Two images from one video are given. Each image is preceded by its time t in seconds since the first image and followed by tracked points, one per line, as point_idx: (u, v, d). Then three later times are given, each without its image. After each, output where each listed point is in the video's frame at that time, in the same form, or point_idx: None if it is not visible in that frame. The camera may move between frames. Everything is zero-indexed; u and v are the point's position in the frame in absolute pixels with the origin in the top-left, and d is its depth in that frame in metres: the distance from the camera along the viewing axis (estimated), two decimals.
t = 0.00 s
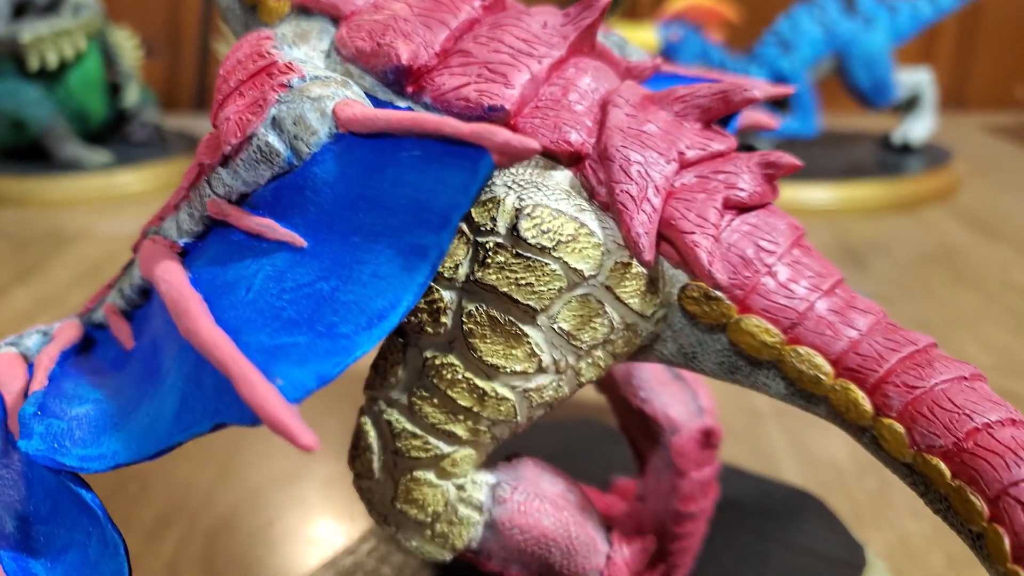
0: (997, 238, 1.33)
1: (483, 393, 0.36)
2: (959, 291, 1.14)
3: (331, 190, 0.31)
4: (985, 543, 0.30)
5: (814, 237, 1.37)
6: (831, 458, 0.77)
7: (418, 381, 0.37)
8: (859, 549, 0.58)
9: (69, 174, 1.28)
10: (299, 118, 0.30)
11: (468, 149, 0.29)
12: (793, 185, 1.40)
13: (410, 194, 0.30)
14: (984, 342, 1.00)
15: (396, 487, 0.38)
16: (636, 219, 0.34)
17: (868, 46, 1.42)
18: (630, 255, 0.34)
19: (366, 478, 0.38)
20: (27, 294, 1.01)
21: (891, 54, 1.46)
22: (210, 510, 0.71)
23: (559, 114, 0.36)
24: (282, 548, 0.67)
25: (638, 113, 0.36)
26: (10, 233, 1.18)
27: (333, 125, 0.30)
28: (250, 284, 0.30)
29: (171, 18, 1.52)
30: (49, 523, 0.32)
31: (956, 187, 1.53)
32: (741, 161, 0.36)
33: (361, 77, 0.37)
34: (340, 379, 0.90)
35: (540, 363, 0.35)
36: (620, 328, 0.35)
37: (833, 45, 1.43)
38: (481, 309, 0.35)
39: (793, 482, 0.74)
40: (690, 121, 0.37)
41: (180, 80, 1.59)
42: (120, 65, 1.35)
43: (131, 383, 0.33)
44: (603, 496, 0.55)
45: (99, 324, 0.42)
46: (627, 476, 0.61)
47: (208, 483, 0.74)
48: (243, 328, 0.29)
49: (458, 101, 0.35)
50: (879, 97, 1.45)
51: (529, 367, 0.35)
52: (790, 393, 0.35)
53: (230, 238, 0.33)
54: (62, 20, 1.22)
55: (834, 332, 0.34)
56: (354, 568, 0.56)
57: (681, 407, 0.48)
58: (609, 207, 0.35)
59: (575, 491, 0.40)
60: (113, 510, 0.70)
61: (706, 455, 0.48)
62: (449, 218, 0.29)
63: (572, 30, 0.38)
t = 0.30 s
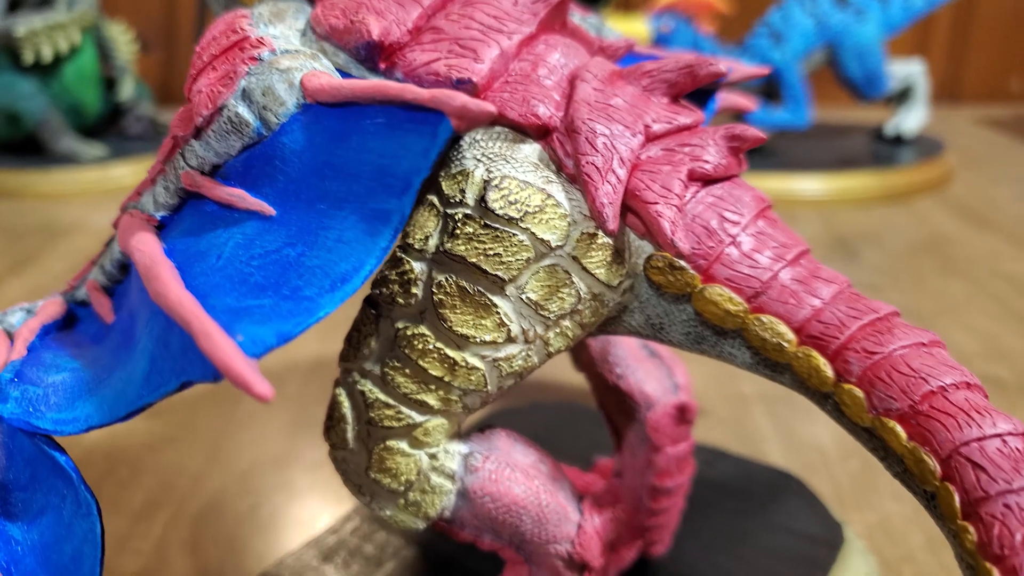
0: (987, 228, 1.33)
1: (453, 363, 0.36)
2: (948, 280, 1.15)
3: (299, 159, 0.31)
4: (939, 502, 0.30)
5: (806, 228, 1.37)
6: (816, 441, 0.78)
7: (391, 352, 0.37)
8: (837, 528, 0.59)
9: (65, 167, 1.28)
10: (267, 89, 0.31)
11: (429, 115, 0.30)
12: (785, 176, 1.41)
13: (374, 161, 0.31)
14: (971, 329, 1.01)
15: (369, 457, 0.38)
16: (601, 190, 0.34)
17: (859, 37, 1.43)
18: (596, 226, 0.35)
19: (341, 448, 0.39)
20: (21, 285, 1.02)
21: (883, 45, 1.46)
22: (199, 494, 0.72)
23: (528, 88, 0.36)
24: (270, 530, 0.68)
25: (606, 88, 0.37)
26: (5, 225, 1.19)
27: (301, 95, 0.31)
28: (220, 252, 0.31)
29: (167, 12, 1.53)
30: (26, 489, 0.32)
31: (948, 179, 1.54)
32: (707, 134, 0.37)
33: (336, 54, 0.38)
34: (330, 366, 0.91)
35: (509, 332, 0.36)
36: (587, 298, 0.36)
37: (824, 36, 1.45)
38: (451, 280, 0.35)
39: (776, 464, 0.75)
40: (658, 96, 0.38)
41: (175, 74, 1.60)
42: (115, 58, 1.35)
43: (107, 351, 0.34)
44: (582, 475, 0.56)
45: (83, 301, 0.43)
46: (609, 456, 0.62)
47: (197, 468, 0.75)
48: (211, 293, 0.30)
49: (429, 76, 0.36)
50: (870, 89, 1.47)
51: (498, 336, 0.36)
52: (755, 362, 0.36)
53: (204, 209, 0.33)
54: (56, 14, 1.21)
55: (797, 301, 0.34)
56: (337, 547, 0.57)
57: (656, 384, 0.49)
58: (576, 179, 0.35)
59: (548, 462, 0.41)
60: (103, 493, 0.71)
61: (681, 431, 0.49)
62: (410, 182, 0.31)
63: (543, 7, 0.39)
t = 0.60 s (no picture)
0: (978, 218, 1.34)
1: (431, 332, 0.37)
2: (938, 268, 1.16)
3: (277, 128, 0.32)
4: (899, 461, 0.31)
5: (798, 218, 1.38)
6: (802, 423, 0.79)
7: (371, 322, 0.38)
8: (819, 505, 0.59)
9: (61, 159, 1.29)
10: (247, 60, 0.32)
11: (399, 81, 0.31)
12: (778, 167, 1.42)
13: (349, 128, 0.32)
14: (959, 315, 1.02)
15: (351, 425, 0.39)
16: (574, 160, 0.35)
17: (853, 28, 1.44)
18: (570, 196, 0.36)
19: (323, 417, 0.40)
20: (18, 274, 1.02)
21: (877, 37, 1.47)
22: (191, 475, 0.73)
23: (504, 63, 0.37)
24: (261, 510, 0.69)
25: (581, 63, 0.38)
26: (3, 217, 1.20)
27: (279, 67, 0.32)
28: (201, 219, 0.32)
29: (164, 6, 1.53)
30: (14, 454, 0.33)
31: (941, 170, 1.54)
32: (680, 107, 0.38)
33: (318, 32, 0.38)
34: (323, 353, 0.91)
35: (487, 302, 0.37)
36: (562, 268, 0.37)
37: (818, 28, 1.45)
38: (428, 250, 0.36)
39: (763, 445, 0.76)
40: (632, 71, 0.38)
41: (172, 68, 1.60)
42: (112, 51, 1.36)
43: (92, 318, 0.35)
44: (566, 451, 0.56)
45: (72, 277, 0.44)
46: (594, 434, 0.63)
47: (190, 450, 0.76)
48: (191, 257, 0.31)
49: (407, 51, 0.37)
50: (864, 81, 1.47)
51: (475, 306, 0.37)
52: (726, 330, 0.37)
53: (186, 179, 0.34)
54: (52, 6, 1.21)
55: (765, 270, 0.35)
56: (325, 523, 0.58)
57: (636, 358, 0.50)
58: (551, 151, 0.36)
59: (527, 433, 0.42)
60: (96, 474, 0.72)
61: (661, 405, 0.50)
62: (382, 147, 0.32)
63: None
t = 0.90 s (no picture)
0: (970, 210, 1.35)
1: (417, 303, 0.38)
2: (928, 258, 1.17)
3: (265, 100, 0.33)
4: (867, 422, 0.32)
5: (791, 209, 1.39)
6: (790, 407, 0.80)
7: (358, 293, 0.39)
8: (803, 483, 0.61)
9: (61, 151, 1.30)
10: (235, 35, 0.33)
11: (380, 51, 0.32)
12: (772, 159, 1.43)
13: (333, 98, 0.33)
14: (947, 304, 1.03)
15: (340, 395, 0.40)
16: (555, 133, 0.36)
17: (847, 22, 1.44)
18: (551, 169, 0.37)
19: (312, 388, 0.41)
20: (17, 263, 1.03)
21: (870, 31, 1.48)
22: (186, 456, 0.74)
23: (488, 40, 0.38)
24: (256, 491, 0.70)
25: (563, 41, 0.38)
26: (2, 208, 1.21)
27: (267, 42, 0.33)
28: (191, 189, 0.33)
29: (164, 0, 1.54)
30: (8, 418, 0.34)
31: (933, 163, 1.56)
32: (660, 84, 0.39)
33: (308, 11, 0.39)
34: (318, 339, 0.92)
35: (471, 273, 0.37)
36: (544, 240, 0.38)
37: (811, 21, 1.46)
38: (413, 222, 0.37)
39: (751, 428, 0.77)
40: (613, 49, 0.39)
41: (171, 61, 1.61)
42: (111, 44, 1.37)
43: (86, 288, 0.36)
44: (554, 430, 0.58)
45: (68, 255, 0.45)
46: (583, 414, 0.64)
47: (186, 433, 0.77)
48: (181, 224, 0.32)
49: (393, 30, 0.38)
50: (857, 74, 1.49)
51: (459, 277, 0.37)
52: (703, 302, 0.38)
53: (178, 152, 0.35)
54: None
55: (741, 241, 0.36)
56: (317, 500, 0.59)
57: (621, 336, 0.51)
58: (533, 125, 0.37)
59: (512, 404, 0.43)
60: (93, 456, 0.73)
61: (645, 381, 0.51)
62: (365, 116, 0.33)
63: None
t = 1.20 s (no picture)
0: (961, 203, 1.37)
1: (397, 280, 0.39)
2: (918, 250, 1.18)
3: (245, 79, 0.34)
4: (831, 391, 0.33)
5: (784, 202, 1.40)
6: (776, 394, 0.81)
7: (340, 271, 0.40)
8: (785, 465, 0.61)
9: (57, 145, 1.31)
10: (217, 15, 0.33)
11: (355, 28, 0.33)
12: (765, 153, 1.44)
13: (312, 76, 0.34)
14: (935, 294, 1.04)
15: (322, 370, 0.41)
16: (531, 113, 0.36)
17: (839, 17, 1.46)
18: (528, 148, 0.37)
19: (296, 364, 0.42)
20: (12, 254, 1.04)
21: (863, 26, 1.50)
22: (178, 442, 0.74)
23: (467, 23, 0.39)
24: (247, 476, 0.70)
25: (541, 23, 0.39)
26: None
27: (247, 21, 0.33)
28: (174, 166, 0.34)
29: None
30: None
31: (925, 157, 1.57)
32: (635, 65, 0.39)
33: None
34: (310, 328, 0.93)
35: (449, 251, 0.38)
36: (521, 219, 0.38)
37: (804, 17, 1.47)
38: (393, 200, 0.38)
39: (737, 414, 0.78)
40: (589, 31, 0.40)
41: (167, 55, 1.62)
42: (107, 38, 1.38)
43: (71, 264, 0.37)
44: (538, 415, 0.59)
45: (57, 237, 0.45)
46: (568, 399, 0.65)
47: (178, 419, 0.78)
48: (162, 199, 0.32)
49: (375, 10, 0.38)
50: (850, 68, 1.50)
51: (438, 255, 0.38)
52: (677, 279, 0.39)
53: (162, 132, 0.36)
54: None
55: (712, 219, 0.37)
56: (306, 482, 0.60)
57: (603, 318, 0.51)
58: (510, 106, 0.38)
59: (492, 382, 0.44)
60: (86, 442, 0.74)
61: (625, 361, 0.52)
62: (340, 91, 0.34)
63: None
